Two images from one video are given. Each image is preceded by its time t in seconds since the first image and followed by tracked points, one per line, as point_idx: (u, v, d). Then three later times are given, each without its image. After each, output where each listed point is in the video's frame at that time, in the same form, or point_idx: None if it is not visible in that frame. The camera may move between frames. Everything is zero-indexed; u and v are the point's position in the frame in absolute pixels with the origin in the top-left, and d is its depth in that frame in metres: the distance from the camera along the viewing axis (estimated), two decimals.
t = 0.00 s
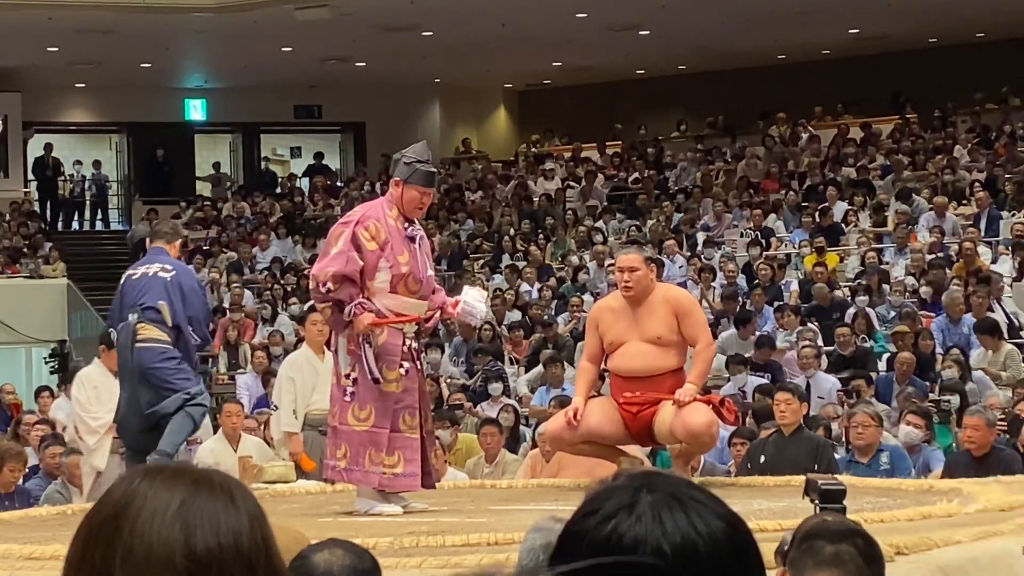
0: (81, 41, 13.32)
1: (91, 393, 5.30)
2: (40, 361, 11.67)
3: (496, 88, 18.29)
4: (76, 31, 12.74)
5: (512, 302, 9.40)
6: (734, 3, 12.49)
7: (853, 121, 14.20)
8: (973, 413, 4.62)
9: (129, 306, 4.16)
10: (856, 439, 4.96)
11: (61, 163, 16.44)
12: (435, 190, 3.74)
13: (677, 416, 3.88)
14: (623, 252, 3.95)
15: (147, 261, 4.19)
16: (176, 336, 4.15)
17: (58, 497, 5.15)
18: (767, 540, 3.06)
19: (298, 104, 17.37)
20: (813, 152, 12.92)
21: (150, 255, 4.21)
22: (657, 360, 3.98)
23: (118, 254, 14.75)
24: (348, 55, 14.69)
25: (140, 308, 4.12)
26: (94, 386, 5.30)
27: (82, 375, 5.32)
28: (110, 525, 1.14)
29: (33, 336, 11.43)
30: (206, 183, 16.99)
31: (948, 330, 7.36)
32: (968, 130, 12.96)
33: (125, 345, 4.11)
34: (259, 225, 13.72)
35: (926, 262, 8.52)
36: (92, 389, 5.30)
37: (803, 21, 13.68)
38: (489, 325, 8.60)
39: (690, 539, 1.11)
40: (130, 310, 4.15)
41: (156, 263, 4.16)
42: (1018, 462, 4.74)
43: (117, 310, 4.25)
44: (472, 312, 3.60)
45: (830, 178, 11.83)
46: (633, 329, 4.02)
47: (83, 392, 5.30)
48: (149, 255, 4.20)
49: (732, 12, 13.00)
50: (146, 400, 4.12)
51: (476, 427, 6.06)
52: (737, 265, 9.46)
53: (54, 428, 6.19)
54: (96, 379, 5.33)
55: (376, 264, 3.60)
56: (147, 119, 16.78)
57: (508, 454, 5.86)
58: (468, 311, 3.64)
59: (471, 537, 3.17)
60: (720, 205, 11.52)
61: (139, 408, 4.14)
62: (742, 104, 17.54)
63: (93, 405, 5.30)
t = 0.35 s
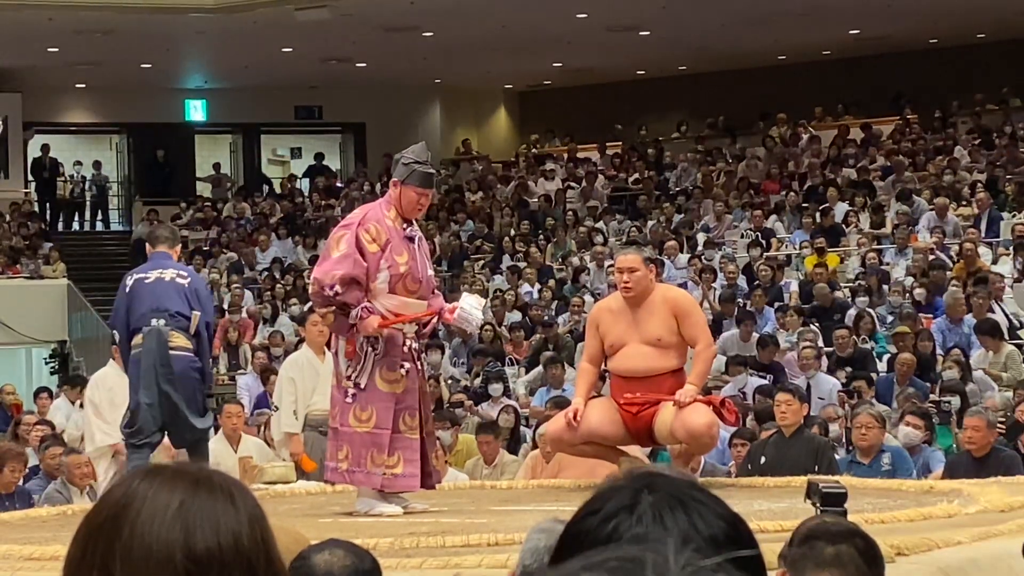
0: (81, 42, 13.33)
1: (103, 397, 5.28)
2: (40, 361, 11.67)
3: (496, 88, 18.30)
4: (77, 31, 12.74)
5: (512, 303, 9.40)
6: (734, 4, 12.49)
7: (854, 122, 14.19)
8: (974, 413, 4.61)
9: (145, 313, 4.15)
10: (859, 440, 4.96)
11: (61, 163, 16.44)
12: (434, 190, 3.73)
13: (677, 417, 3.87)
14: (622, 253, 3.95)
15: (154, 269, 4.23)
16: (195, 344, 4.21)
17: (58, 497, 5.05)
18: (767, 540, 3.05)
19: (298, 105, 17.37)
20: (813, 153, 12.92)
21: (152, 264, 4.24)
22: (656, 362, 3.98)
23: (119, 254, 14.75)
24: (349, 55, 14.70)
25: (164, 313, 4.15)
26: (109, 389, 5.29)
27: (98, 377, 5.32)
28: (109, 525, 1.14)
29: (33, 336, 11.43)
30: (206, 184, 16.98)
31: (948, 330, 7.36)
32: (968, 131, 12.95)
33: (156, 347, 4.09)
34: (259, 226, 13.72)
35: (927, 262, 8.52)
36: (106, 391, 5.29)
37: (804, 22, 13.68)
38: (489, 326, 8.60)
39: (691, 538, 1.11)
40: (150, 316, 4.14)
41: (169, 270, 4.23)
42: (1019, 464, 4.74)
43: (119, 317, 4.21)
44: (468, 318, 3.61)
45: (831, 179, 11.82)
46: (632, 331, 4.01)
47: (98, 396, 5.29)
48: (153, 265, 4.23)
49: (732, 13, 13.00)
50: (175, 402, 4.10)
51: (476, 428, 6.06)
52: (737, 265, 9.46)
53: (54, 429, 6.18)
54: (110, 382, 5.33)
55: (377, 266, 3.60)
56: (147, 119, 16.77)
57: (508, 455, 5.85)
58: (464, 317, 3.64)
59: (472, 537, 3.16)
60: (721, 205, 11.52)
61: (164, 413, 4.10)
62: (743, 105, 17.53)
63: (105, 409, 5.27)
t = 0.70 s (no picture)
0: (80, 41, 13.33)
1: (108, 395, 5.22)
2: (40, 360, 11.68)
3: (496, 88, 18.30)
4: (76, 31, 12.74)
5: (511, 302, 9.40)
6: (735, 2, 12.48)
7: (854, 121, 14.18)
8: (975, 412, 4.62)
9: (174, 308, 4.20)
10: (860, 439, 4.96)
11: (61, 163, 16.44)
12: (434, 189, 3.73)
13: (676, 417, 3.87)
14: (622, 253, 3.94)
15: (178, 266, 4.28)
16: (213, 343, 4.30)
17: (58, 496, 5.04)
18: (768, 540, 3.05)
19: (298, 104, 17.37)
20: (813, 152, 12.92)
21: (172, 262, 4.29)
22: (655, 362, 3.98)
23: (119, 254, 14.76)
24: (349, 54, 14.70)
25: (194, 311, 4.21)
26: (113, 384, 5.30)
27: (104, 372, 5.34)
28: (111, 525, 1.15)
29: (33, 335, 11.44)
30: (206, 183, 16.98)
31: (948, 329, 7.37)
32: (969, 130, 12.96)
33: (190, 344, 4.16)
34: (259, 225, 13.71)
35: (927, 260, 8.52)
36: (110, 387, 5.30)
37: (803, 21, 13.70)
38: (489, 325, 8.60)
39: (692, 536, 1.11)
40: (179, 311, 4.19)
41: (193, 270, 4.30)
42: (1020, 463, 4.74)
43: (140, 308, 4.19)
44: (466, 318, 3.55)
45: (832, 178, 11.82)
46: (632, 331, 4.02)
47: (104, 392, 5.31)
48: (175, 262, 4.28)
49: (730, 12, 13.00)
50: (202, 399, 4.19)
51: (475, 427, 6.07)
52: (738, 264, 9.45)
53: (54, 428, 6.18)
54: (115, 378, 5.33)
55: (379, 263, 3.60)
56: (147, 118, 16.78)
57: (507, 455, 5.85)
58: (461, 317, 3.56)
59: (472, 536, 3.17)
60: (721, 204, 11.52)
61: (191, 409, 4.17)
62: (744, 104, 17.53)
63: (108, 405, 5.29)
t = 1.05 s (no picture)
0: (80, 41, 13.34)
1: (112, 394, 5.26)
2: (39, 359, 11.68)
3: (495, 87, 18.30)
4: (76, 30, 12.74)
5: (511, 301, 9.40)
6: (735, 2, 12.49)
7: (854, 120, 14.18)
8: (975, 411, 4.62)
9: (165, 307, 4.20)
10: (861, 437, 4.96)
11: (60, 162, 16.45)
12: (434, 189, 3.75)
13: (675, 416, 3.86)
14: (622, 253, 3.94)
15: (164, 267, 4.28)
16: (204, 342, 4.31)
17: (59, 495, 5.06)
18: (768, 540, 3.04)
19: (298, 104, 17.36)
20: (812, 151, 12.91)
21: (156, 262, 4.28)
22: (655, 362, 3.98)
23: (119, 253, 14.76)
24: (349, 54, 14.69)
25: (185, 310, 4.22)
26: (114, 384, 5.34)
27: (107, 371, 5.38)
28: (112, 525, 1.15)
29: (32, 335, 11.44)
30: (206, 182, 16.98)
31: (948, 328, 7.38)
32: (969, 129, 12.96)
33: (185, 342, 4.17)
34: (259, 224, 13.70)
35: (927, 259, 8.52)
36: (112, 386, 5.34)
37: (803, 20, 13.69)
38: (490, 325, 8.60)
39: (691, 536, 1.11)
40: (171, 311, 4.20)
41: (179, 270, 4.31)
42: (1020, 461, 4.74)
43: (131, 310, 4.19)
44: (460, 318, 3.54)
45: (831, 177, 11.81)
46: (631, 330, 4.02)
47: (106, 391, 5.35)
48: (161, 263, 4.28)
49: (729, 11, 13.01)
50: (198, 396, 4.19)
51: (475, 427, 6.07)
52: (738, 264, 9.44)
53: (55, 427, 6.18)
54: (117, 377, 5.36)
55: (386, 260, 3.59)
56: (147, 118, 16.78)
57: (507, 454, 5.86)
58: (455, 320, 3.55)
59: (471, 536, 3.17)
60: (720, 203, 11.51)
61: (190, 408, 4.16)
62: (743, 104, 17.53)
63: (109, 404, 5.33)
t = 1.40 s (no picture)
0: (80, 41, 13.34)
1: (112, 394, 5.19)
2: (40, 360, 11.68)
3: (495, 87, 18.30)
4: (76, 31, 12.74)
5: (511, 301, 9.41)
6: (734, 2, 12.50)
7: (854, 120, 14.19)
8: (974, 411, 4.61)
9: (163, 309, 4.19)
10: (862, 437, 4.96)
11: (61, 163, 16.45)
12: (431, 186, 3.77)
13: (675, 415, 3.86)
14: (622, 252, 3.94)
15: (158, 267, 4.26)
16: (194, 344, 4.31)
17: (58, 496, 5.06)
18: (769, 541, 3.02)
19: (297, 104, 17.36)
20: (812, 151, 12.91)
21: (151, 261, 4.25)
22: (655, 360, 3.97)
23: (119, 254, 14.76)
24: (349, 54, 14.69)
25: (182, 311, 4.21)
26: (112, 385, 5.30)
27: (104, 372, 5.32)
28: (111, 525, 1.15)
29: (33, 335, 11.45)
30: (205, 182, 16.98)
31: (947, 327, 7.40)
32: (968, 129, 12.96)
33: (185, 344, 4.18)
34: (259, 224, 13.71)
35: (926, 259, 8.52)
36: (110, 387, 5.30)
37: (802, 20, 13.69)
38: (490, 325, 8.61)
39: (689, 536, 1.11)
40: (169, 312, 4.19)
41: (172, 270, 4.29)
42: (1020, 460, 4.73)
43: (128, 310, 4.16)
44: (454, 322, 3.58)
45: (831, 176, 11.82)
46: (631, 329, 4.01)
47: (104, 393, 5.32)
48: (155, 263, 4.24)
49: (728, 12, 13.01)
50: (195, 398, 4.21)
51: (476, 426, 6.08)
52: (737, 264, 9.46)
53: (55, 428, 6.18)
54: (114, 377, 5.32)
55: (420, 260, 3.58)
56: (147, 118, 16.79)
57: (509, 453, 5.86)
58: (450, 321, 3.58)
59: (471, 536, 3.16)
60: (721, 203, 11.51)
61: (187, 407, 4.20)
62: (743, 104, 17.53)
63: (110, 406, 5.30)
